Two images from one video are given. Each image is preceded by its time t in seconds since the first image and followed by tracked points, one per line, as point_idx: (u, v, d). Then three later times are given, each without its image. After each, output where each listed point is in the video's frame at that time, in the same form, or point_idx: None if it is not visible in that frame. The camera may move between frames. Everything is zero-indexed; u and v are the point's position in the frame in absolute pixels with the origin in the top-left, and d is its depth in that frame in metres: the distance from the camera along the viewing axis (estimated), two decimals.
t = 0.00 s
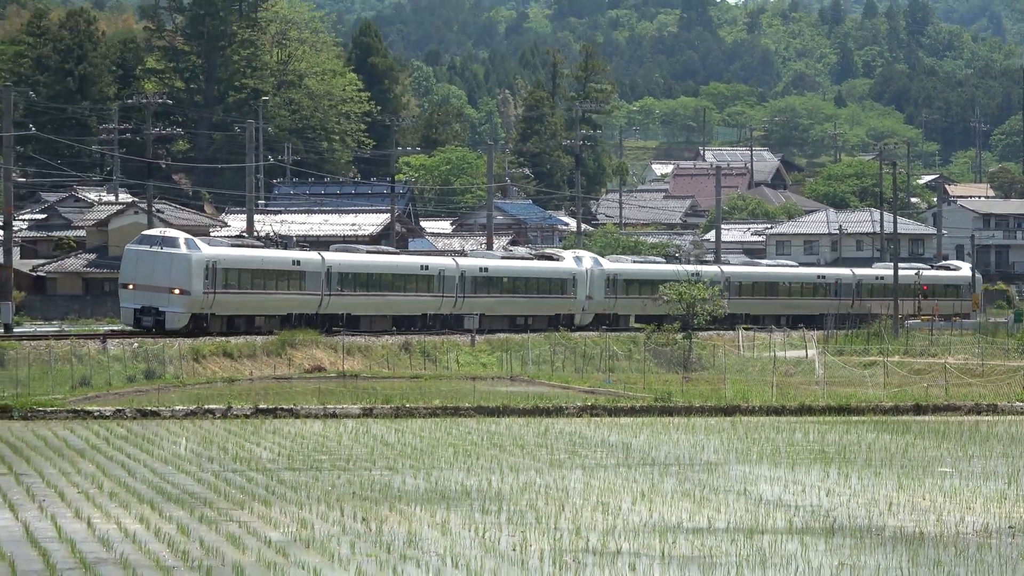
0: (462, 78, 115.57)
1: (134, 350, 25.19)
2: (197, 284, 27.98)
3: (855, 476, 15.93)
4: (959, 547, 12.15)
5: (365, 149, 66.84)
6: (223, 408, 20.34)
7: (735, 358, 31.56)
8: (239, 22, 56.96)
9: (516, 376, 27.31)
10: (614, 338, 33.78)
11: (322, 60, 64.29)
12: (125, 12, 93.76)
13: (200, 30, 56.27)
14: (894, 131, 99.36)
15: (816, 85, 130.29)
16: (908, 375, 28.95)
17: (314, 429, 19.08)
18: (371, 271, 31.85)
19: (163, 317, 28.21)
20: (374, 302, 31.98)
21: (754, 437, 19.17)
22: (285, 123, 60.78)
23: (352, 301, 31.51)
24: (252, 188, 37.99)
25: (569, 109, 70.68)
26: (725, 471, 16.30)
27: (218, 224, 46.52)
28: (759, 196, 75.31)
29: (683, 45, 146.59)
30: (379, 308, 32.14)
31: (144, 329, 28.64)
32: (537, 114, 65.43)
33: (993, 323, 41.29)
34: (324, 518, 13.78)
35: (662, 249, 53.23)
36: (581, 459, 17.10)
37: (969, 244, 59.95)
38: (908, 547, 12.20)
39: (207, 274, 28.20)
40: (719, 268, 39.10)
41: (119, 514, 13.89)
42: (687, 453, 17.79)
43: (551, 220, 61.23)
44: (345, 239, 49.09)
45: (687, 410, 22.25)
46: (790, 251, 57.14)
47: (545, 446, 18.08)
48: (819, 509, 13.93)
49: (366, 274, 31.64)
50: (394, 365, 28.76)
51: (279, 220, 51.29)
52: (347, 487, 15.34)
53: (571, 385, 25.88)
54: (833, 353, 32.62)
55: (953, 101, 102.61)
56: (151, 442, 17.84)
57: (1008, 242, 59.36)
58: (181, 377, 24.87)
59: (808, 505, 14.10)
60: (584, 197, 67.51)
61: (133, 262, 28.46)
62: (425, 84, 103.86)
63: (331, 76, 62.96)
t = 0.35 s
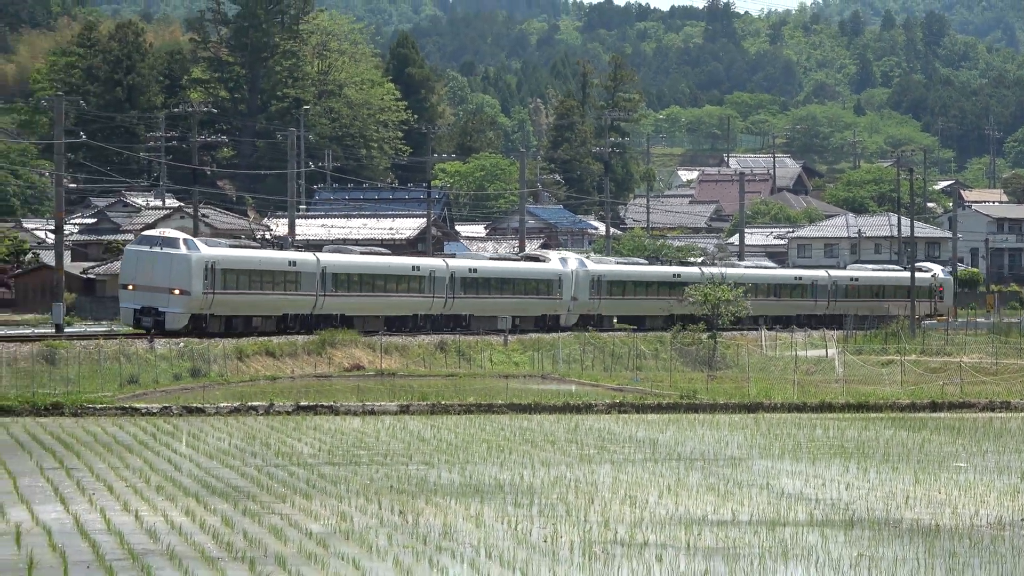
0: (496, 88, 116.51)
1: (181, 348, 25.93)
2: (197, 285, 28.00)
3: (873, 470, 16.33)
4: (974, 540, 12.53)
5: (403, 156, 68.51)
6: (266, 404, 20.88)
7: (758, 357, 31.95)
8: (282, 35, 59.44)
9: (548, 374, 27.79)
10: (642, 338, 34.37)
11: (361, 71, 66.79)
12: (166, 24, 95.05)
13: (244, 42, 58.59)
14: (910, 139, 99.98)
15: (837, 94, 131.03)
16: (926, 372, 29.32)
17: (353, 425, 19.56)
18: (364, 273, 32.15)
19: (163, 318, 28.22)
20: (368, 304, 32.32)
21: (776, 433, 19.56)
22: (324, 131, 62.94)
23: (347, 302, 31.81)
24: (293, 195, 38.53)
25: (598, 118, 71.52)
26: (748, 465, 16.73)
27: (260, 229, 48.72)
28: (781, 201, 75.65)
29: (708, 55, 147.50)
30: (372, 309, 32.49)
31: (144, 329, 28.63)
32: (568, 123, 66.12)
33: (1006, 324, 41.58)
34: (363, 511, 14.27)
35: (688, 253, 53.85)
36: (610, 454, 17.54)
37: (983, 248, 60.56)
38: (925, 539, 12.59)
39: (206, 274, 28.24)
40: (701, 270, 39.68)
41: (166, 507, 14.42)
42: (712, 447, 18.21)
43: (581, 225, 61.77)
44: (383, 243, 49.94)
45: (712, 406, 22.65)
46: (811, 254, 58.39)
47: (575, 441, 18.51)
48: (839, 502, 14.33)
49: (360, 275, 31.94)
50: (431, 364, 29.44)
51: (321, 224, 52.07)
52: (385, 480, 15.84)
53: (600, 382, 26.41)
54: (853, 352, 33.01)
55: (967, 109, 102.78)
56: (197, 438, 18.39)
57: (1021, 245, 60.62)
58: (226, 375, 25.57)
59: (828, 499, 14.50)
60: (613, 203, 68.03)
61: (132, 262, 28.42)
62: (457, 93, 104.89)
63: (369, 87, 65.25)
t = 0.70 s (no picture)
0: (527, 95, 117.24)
1: (222, 349, 26.51)
2: (195, 285, 27.92)
3: (896, 464, 16.59)
4: (994, 532, 12.80)
5: (438, 160, 69.00)
6: (304, 403, 21.28)
7: (783, 355, 32.21)
8: (320, 44, 62.02)
9: (578, 373, 28.09)
10: (670, 337, 34.72)
11: (396, 78, 67.96)
12: (200, 34, 96.15)
13: (283, 50, 61.24)
14: (933, 142, 100.20)
15: (860, 99, 131.55)
16: (945, 370, 29.63)
17: (389, 423, 19.93)
18: (358, 273, 32.29)
19: (160, 320, 28.08)
20: (361, 304, 32.45)
21: (802, 429, 19.80)
22: (360, 136, 63.72)
23: (340, 303, 31.95)
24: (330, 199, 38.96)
25: (628, 123, 72.09)
26: (774, 461, 17.02)
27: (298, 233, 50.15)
28: (806, 203, 75.80)
29: (734, 62, 148.08)
30: (366, 309, 32.69)
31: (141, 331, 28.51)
32: (597, 128, 66.62)
33: None
34: (400, 506, 14.64)
35: (715, 255, 54.27)
36: (640, 450, 17.84)
37: (1003, 247, 61.00)
38: (946, 531, 12.85)
39: (203, 275, 28.17)
40: (685, 270, 39.88)
41: (208, 503, 14.82)
42: (739, 443, 18.48)
43: (610, 227, 62.07)
44: (417, 246, 50.44)
45: (738, 404, 22.90)
46: (835, 255, 58.66)
47: (606, 438, 18.81)
48: (863, 496, 14.60)
49: (355, 275, 32.12)
50: (465, 363, 29.84)
51: (357, 227, 52.66)
52: (421, 476, 16.21)
53: (629, 380, 26.71)
54: (876, 350, 33.28)
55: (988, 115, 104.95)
56: (238, 435, 18.83)
57: None
58: (264, 375, 26.14)
59: (853, 493, 14.77)
60: (642, 205, 68.41)
61: (129, 263, 28.35)
62: (487, 99, 105.67)
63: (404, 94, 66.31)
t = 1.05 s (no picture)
0: (565, 97, 117.46)
1: (260, 352, 26.70)
2: (189, 286, 27.41)
3: (934, 466, 16.54)
4: None
5: (475, 163, 69.20)
6: (343, 405, 21.40)
7: (821, 356, 32.13)
8: (357, 45, 61.90)
9: (616, 374, 28.11)
10: (708, 338, 34.71)
11: (434, 79, 68.14)
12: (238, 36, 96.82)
13: (321, 52, 61.34)
14: (971, 143, 99.69)
15: (896, 101, 131.13)
16: (984, 371, 29.51)
17: (428, 424, 20.02)
18: (353, 274, 31.64)
19: (153, 322, 27.53)
20: (355, 306, 31.78)
21: (839, 430, 19.74)
22: (397, 138, 64.07)
23: (335, 305, 31.31)
24: (367, 201, 39.03)
25: (664, 124, 72.05)
26: (812, 462, 16.99)
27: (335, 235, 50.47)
28: (843, 204, 75.52)
29: (771, 62, 147.89)
30: (362, 312, 32.05)
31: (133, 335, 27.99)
32: (635, 129, 66.45)
33: None
34: (439, 507, 14.73)
35: (752, 257, 54.18)
36: (677, 452, 17.83)
37: None
38: (986, 533, 12.81)
39: (198, 275, 27.71)
40: (681, 270, 39.19)
41: (247, 504, 14.96)
42: (777, 445, 18.43)
43: (648, 228, 62.08)
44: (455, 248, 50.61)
45: (776, 405, 22.84)
46: (872, 257, 58.46)
47: (644, 440, 18.83)
48: (901, 497, 14.57)
49: (351, 277, 31.49)
50: (502, 365, 29.96)
51: (395, 229, 52.89)
52: (460, 478, 16.29)
53: (667, 381, 26.66)
54: (914, 351, 33.18)
55: None
56: (276, 437, 18.94)
57: None
58: (303, 376, 26.34)
59: (891, 494, 14.74)
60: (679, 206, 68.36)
61: (121, 263, 27.83)
62: (524, 101, 105.99)
63: (442, 95, 66.37)
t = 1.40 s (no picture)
0: (611, 99, 117.52)
1: (306, 353, 26.89)
2: (192, 287, 26.81)
3: (980, 469, 16.45)
4: None
5: (520, 165, 69.22)
6: (388, 407, 21.50)
7: (867, 360, 31.94)
8: (403, 48, 62.08)
9: (661, 376, 28.07)
10: (753, 341, 34.63)
11: (479, 82, 68.30)
12: (284, 38, 97.54)
13: (367, 54, 61.64)
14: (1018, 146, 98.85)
15: (942, 104, 130.36)
16: None
17: (473, 426, 20.07)
18: (354, 274, 30.87)
19: (155, 323, 26.97)
20: (356, 307, 31.00)
21: (885, 434, 19.67)
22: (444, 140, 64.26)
23: (337, 306, 30.54)
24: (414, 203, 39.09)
25: (710, 126, 71.88)
26: (857, 465, 16.93)
27: (381, 237, 50.76)
28: (889, 207, 75.04)
29: (817, 65, 147.57)
30: (365, 313, 31.26)
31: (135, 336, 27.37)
32: (680, 132, 66.37)
33: None
34: (484, 510, 14.81)
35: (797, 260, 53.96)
36: (723, 455, 17.82)
37: None
38: None
39: (201, 275, 27.08)
40: (685, 272, 38.20)
41: (293, 506, 15.09)
42: (821, 448, 18.40)
43: (694, 231, 61.90)
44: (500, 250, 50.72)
45: (820, 408, 22.75)
46: (918, 260, 58.06)
47: (689, 443, 18.81)
48: (946, 501, 14.51)
49: (354, 276, 30.76)
50: (547, 367, 30.06)
51: (440, 231, 53.02)
52: (505, 480, 16.34)
53: (713, 385, 26.56)
54: (959, 354, 32.94)
55: None
56: (322, 439, 19.04)
57: None
58: (348, 378, 26.54)
59: (936, 497, 14.68)
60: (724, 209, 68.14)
61: (122, 261, 27.18)
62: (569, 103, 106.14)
63: (488, 98, 66.63)
